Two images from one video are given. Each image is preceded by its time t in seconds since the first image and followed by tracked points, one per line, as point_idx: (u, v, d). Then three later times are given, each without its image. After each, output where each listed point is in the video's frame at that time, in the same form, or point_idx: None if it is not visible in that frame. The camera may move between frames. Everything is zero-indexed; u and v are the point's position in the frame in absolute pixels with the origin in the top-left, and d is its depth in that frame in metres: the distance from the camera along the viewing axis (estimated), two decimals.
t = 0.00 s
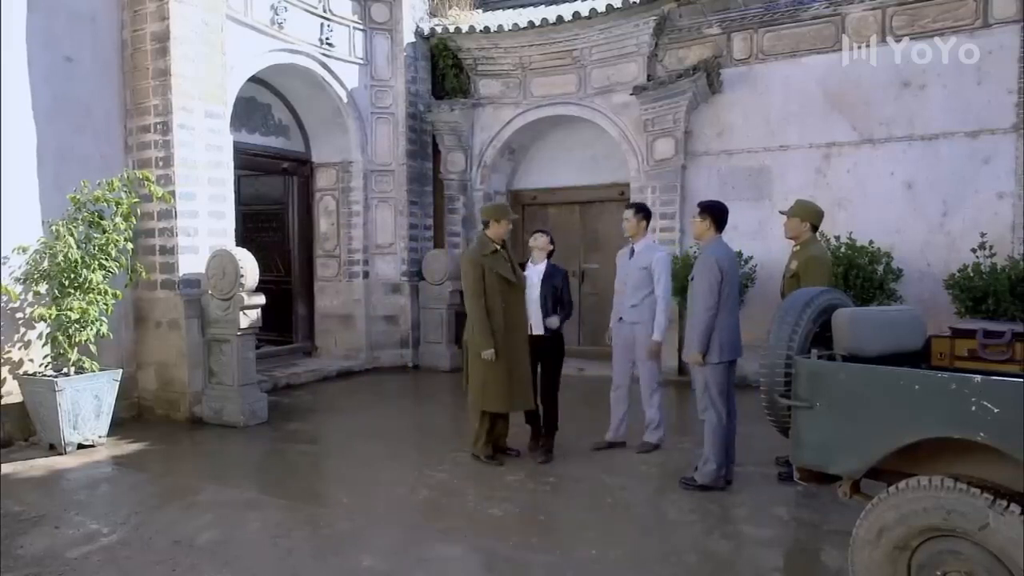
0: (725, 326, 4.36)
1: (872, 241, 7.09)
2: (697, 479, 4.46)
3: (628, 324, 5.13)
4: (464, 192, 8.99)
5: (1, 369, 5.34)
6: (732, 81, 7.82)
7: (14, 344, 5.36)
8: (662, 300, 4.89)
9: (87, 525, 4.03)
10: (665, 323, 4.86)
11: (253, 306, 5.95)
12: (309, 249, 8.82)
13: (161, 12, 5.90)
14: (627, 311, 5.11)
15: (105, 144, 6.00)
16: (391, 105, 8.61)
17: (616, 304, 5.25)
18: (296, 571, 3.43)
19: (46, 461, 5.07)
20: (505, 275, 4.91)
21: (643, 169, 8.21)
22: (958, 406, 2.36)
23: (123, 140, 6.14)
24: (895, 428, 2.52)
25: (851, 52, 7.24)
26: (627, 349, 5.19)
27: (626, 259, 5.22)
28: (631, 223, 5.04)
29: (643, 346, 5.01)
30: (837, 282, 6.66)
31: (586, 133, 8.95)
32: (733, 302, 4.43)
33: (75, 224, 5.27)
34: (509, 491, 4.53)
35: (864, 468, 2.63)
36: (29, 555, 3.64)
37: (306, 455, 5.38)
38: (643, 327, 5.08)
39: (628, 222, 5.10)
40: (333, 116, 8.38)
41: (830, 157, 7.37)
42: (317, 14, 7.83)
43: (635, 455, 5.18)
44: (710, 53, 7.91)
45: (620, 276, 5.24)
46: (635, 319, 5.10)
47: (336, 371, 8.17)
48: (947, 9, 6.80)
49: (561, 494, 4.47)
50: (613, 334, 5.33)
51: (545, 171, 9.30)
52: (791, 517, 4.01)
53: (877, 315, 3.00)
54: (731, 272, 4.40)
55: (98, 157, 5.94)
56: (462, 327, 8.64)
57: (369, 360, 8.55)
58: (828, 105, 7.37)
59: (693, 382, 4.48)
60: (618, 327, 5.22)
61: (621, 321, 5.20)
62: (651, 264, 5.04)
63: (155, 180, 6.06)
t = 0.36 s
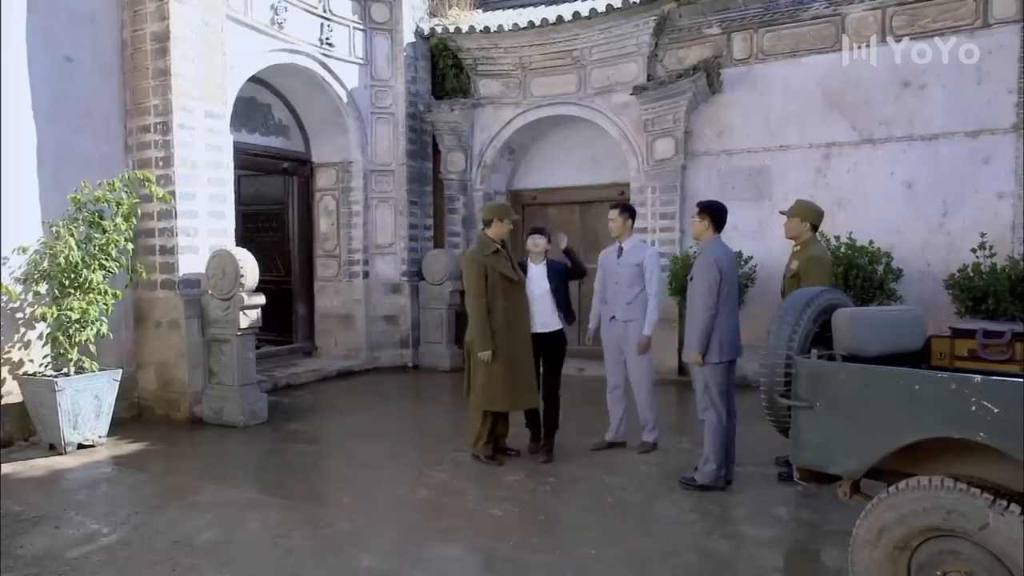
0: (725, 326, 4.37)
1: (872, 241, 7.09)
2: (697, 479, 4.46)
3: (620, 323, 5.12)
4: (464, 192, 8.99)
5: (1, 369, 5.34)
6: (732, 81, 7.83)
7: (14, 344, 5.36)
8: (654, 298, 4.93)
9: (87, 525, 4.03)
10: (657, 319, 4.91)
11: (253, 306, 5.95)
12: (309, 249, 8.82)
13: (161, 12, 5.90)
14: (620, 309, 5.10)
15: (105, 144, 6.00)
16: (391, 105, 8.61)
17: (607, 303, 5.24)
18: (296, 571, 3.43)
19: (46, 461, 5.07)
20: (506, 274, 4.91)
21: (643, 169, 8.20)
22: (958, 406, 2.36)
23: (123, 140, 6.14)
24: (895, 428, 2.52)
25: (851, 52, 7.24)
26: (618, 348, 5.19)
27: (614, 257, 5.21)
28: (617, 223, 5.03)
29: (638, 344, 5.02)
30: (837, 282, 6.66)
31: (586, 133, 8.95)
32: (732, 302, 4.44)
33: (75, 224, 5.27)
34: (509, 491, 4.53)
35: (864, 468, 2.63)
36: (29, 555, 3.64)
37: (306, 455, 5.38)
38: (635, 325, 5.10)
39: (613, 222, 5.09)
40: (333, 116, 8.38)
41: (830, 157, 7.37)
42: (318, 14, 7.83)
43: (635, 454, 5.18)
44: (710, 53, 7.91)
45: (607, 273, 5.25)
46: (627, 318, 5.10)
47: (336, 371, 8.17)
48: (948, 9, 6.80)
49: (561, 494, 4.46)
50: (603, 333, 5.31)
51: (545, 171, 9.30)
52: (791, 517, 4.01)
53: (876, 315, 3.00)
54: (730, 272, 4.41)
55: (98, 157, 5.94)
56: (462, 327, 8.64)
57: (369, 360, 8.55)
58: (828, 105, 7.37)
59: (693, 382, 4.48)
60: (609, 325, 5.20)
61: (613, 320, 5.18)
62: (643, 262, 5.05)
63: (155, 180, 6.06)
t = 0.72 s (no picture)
0: (724, 326, 4.36)
1: (872, 241, 7.09)
2: (697, 479, 4.46)
3: (617, 323, 5.11)
4: (464, 192, 8.99)
5: (1, 369, 5.34)
6: (732, 81, 7.83)
7: (14, 344, 5.36)
8: (652, 297, 4.94)
9: (87, 525, 4.03)
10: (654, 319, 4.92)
11: (253, 306, 5.95)
12: (309, 249, 8.83)
13: (161, 12, 5.90)
14: (618, 309, 5.09)
15: (105, 144, 6.00)
16: (391, 105, 8.60)
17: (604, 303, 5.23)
18: (296, 571, 3.43)
19: (46, 461, 5.07)
20: (507, 274, 4.90)
21: (643, 169, 8.21)
22: (958, 406, 2.36)
23: (123, 140, 6.14)
24: (896, 427, 2.52)
25: (851, 52, 7.24)
26: (616, 348, 5.18)
27: (612, 257, 5.21)
28: (615, 224, 5.02)
29: (637, 344, 5.01)
30: (837, 282, 6.66)
31: (586, 133, 8.94)
32: (732, 302, 4.45)
33: (75, 224, 5.27)
34: (509, 491, 4.53)
35: (864, 468, 2.63)
36: (29, 555, 3.64)
37: (307, 455, 5.38)
38: (633, 325, 5.09)
39: (611, 223, 5.08)
40: (333, 116, 8.37)
41: (830, 157, 7.37)
42: (318, 14, 7.83)
43: (635, 454, 5.18)
44: (710, 53, 7.91)
45: (605, 272, 5.25)
46: (625, 318, 5.09)
47: (336, 371, 8.17)
48: (947, 9, 6.80)
49: (561, 494, 4.46)
50: (601, 333, 5.30)
51: (545, 171, 9.29)
52: (791, 517, 4.01)
53: (876, 315, 3.00)
54: (730, 272, 4.41)
55: (98, 157, 5.94)
56: (462, 327, 8.64)
57: (370, 361, 8.55)
58: (828, 105, 7.37)
59: (693, 382, 4.48)
60: (606, 325, 5.18)
61: (610, 320, 5.17)
62: (641, 262, 5.05)
63: (156, 180, 6.06)
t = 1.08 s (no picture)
0: (724, 326, 4.36)
1: (872, 240, 7.10)
2: (697, 479, 4.46)
3: (617, 323, 5.11)
4: (464, 192, 8.98)
5: (1, 369, 5.34)
6: (732, 80, 7.83)
7: (14, 344, 5.36)
8: (654, 298, 4.93)
9: (87, 525, 4.03)
10: (655, 320, 4.92)
11: (253, 306, 5.96)
12: (309, 249, 8.83)
13: (161, 12, 5.90)
14: (618, 309, 5.09)
15: (105, 144, 6.00)
16: (391, 105, 8.60)
17: (604, 303, 5.23)
18: (296, 571, 3.43)
19: (46, 461, 5.07)
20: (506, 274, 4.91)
21: (643, 169, 8.20)
22: (958, 406, 2.36)
23: (123, 140, 6.13)
24: (896, 428, 2.52)
25: (851, 52, 7.24)
26: (616, 348, 5.18)
27: (614, 257, 5.21)
28: (620, 224, 5.04)
29: (638, 345, 5.01)
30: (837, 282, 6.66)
31: (586, 133, 8.94)
32: (732, 302, 4.45)
33: (75, 224, 5.27)
34: (510, 491, 4.53)
35: (864, 468, 2.63)
36: (29, 555, 3.64)
37: (308, 455, 5.39)
38: (633, 325, 5.09)
39: (616, 222, 5.09)
40: (333, 116, 8.37)
41: (830, 157, 7.37)
42: (318, 14, 7.83)
43: (635, 454, 5.18)
44: (710, 53, 7.91)
45: (607, 272, 5.25)
46: (625, 318, 5.09)
47: (336, 371, 8.17)
48: (947, 9, 6.80)
49: (561, 494, 4.46)
50: (601, 333, 5.31)
51: (545, 171, 9.29)
52: (791, 517, 4.02)
53: (877, 316, 3.00)
54: (730, 272, 4.41)
55: (98, 157, 5.94)
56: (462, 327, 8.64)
57: (370, 360, 8.54)
58: (828, 105, 7.37)
59: (693, 382, 4.48)
60: (606, 325, 5.18)
61: (610, 320, 5.17)
62: (642, 263, 5.05)
63: (155, 180, 6.05)
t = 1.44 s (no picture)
0: (724, 326, 4.36)
1: (872, 240, 7.10)
2: (697, 479, 4.46)
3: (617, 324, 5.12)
4: (464, 192, 8.98)
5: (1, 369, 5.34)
6: (732, 80, 7.83)
7: (14, 344, 5.36)
8: (653, 299, 4.93)
9: (86, 525, 4.03)
10: (654, 321, 4.92)
11: (253, 306, 5.96)
12: (309, 249, 8.83)
13: (161, 12, 5.90)
14: (619, 309, 5.09)
15: (105, 144, 6.00)
16: (391, 105, 8.60)
17: (606, 303, 5.23)
18: (296, 571, 3.43)
19: (46, 461, 5.07)
20: (507, 274, 4.92)
21: (643, 169, 8.20)
22: (958, 406, 2.36)
23: (123, 140, 6.13)
24: (896, 428, 2.52)
25: (851, 52, 7.24)
26: (617, 348, 5.19)
27: (616, 257, 5.21)
28: (620, 223, 5.02)
29: (637, 345, 5.02)
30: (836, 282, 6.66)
31: (586, 133, 8.94)
32: (732, 302, 4.45)
33: (75, 224, 5.27)
34: (510, 491, 4.53)
35: (864, 468, 2.63)
36: (29, 555, 3.64)
37: (308, 455, 5.39)
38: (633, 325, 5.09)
39: (616, 221, 5.09)
40: (333, 117, 8.37)
41: (830, 157, 7.37)
42: (317, 14, 7.83)
43: (635, 454, 5.18)
44: (710, 53, 7.91)
45: (608, 272, 5.25)
46: (625, 318, 5.10)
47: (336, 370, 8.17)
48: (947, 9, 6.81)
49: (561, 494, 4.46)
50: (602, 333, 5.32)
51: (545, 171, 9.29)
52: (791, 517, 4.02)
53: (877, 316, 3.00)
54: (730, 272, 4.41)
55: (98, 157, 5.94)
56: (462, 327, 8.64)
57: (370, 360, 8.54)
58: (828, 105, 7.37)
59: (693, 382, 4.48)
60: (607, 325, 5.20)
61: (610, 320, 5.18)
62: (643, 263, 5.05)
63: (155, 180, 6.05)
